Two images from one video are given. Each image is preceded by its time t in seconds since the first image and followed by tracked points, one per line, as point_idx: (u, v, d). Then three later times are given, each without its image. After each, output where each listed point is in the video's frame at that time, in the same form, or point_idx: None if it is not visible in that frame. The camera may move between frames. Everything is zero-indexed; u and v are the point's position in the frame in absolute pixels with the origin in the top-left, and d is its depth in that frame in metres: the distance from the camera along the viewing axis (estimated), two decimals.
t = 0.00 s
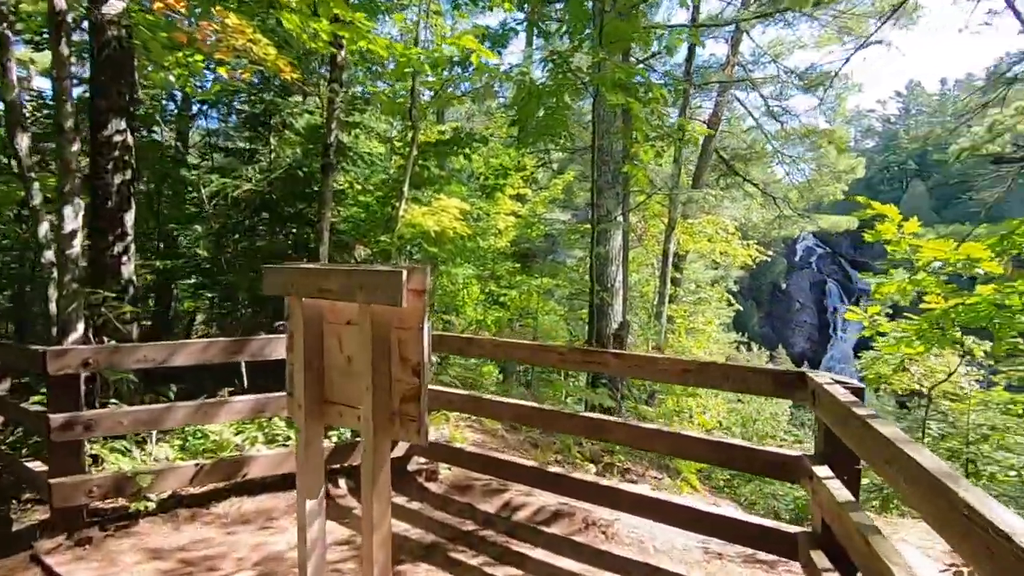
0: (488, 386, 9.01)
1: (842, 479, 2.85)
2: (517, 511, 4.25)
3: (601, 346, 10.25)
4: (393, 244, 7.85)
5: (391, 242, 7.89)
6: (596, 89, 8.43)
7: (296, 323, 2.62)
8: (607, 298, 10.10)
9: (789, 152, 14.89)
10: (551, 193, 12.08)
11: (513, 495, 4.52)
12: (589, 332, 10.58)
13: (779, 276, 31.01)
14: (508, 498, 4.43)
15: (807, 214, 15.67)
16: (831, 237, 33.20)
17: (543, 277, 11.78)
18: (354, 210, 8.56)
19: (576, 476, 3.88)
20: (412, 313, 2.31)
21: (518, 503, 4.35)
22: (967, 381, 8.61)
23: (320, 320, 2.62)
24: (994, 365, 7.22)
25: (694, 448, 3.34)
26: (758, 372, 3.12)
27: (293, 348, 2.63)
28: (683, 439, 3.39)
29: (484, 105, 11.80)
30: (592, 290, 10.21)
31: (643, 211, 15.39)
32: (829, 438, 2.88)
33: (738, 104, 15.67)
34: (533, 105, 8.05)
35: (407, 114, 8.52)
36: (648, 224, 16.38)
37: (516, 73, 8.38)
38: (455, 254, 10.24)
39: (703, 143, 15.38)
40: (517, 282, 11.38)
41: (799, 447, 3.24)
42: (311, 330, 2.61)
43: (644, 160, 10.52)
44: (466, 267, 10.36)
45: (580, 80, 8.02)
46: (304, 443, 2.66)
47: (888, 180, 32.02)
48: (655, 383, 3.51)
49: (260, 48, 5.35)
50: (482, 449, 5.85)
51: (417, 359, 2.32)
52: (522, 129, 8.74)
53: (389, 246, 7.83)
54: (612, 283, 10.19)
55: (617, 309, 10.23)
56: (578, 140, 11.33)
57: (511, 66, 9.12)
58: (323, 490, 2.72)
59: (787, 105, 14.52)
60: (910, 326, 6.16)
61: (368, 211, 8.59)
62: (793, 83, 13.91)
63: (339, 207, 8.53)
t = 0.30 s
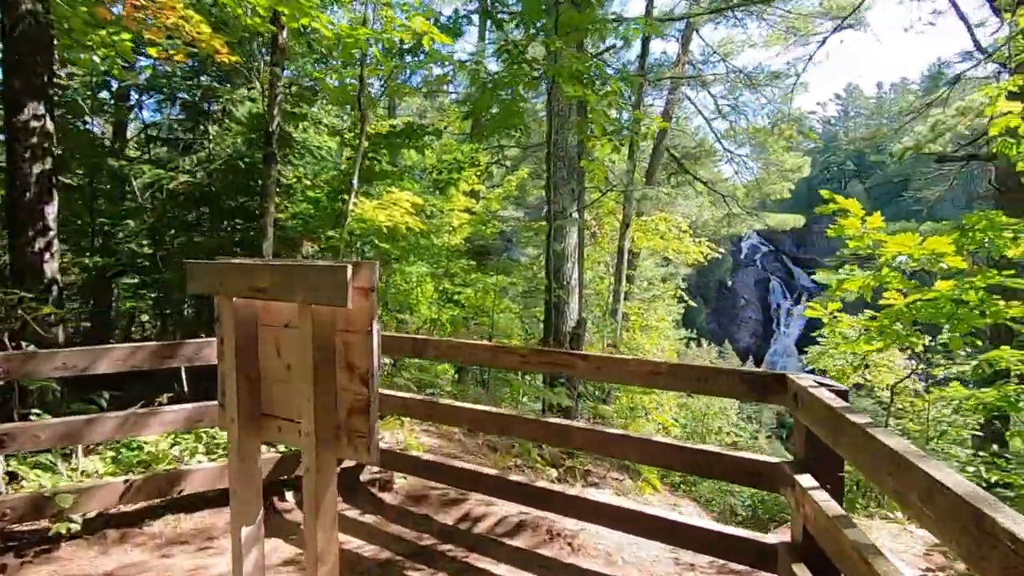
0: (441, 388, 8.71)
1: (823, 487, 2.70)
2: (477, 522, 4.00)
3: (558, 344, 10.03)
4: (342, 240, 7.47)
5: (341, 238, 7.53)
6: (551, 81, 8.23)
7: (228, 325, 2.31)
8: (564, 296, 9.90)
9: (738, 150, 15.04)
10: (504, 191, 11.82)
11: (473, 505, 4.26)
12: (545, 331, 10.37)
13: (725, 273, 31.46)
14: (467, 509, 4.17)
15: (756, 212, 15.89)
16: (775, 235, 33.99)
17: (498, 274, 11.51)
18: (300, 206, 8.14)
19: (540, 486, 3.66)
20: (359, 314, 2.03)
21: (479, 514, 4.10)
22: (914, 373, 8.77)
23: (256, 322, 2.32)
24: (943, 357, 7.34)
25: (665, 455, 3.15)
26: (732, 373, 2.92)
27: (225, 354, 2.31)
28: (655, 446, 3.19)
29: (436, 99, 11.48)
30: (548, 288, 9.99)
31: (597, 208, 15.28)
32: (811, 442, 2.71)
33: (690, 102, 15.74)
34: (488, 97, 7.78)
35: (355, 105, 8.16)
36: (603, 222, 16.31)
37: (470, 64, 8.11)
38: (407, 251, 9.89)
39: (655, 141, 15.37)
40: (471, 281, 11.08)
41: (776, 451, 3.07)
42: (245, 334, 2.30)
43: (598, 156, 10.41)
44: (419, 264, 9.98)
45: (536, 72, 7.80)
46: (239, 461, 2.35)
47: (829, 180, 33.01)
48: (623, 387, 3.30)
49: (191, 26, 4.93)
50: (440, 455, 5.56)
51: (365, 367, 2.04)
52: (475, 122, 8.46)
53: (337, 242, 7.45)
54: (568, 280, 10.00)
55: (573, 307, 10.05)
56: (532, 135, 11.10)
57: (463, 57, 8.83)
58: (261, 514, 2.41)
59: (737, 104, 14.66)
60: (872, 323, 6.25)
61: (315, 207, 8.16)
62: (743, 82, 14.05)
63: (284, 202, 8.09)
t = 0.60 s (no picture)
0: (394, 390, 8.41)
1: (803, 503, 2.54)
2: (433, 540, 3.74)
3: (516, 344, 9.78)
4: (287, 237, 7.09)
5: (288, 235, 7.15)
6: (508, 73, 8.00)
7: (136, 349, 2.15)
8: (521, 294, 9.65)
9: (692, 146, 15.12)
10: (459, 186, 11.54)
11: (428, 522, 3.99)
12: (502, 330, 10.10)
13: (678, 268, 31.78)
14: (422, 526, 3.90)
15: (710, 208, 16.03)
16: (724, 230, 34.61)
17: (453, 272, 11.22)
18: (243, 202, 7.73)
19: (503, 502, 3.39)
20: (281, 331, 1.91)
21: (434, 530, 3.84)
22: (865, 366, 8.90)
23: (169, 343, 2.17)
24: (895, 351, 7.43)
25: (636, 469, 2.94)
26: (705, 382, 2.77)
27: (134, 380, 2.15)
28: (623, 459, 2.98)
29: (387, 91, 11.12)
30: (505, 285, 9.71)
31: (554, 205, 15.13)
32: (790, 453, 2.55)
33: (645, 99, 15.75)
34: (441, 89, 7.50)
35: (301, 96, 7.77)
36: (559, 218, 16.17)
37: (423, 54, 7.83)
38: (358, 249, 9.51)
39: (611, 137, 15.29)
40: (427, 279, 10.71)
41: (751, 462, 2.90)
42: (156, 357, 2.15)
43: (554, 151, 10.27)
44: (371, 264, 9.61)
45: (491, 63, 7.55)
46: (152, 496, 2.17)
47: (779, 177, 33.78)
48: (586, 397, 3.09)
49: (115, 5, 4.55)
50: (393, 464, 5.26)
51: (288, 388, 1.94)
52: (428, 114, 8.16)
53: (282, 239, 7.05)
54: (525, 277, 9.75)
55: (531, 304, 9.82)
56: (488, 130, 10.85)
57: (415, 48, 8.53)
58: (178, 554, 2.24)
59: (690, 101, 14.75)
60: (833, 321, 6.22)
61: (263, 204, 7.71)
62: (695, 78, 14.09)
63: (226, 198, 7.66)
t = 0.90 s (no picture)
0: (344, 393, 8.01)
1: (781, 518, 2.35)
2: (379, 561, 3.41)
3: (475, 343, 9.42)
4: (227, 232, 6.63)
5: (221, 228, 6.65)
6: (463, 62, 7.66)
7: None
8: (479, 291, 9.31)
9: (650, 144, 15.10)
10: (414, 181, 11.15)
11: (374, 541, 3.66)
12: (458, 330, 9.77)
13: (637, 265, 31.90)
14: (367, 546, 3.57)
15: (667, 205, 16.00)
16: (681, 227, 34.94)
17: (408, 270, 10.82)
18: (180, 195, 7.21)
19: (453, 520, 3.07)
20: (163, 337, 1.61)
21: (380, 550, 3.52)
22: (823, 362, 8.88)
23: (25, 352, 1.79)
24: (852, 346, 7.38)
25: (599, 481, 2.70)
26: (677, 386, 2.53)
27: None
28: (584, 470, 2.73)
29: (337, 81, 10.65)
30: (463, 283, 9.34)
31: (512, 200, 14.85)
32: (766, 463, 2.34)
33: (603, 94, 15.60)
34: (392, 77, 7.13)
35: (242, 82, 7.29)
36: (518, 214, 15.89)
37: (373, 41, 7.44)
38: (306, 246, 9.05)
39: (570, 132, 15.09)
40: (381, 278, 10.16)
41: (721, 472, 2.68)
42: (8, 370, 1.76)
43: (511, 144, 9.97)
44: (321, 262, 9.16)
45: (445, 51, 7.20)
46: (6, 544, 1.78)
47: (734, 175, 34.23)
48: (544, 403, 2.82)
49: None
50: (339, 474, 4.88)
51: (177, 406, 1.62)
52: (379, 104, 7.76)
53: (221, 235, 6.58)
54: (484, 274, 9.41)
55: (490, 302, 9.49)
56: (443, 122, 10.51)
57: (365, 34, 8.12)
58: None
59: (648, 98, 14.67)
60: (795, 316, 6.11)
61: (195, 197, 7.12)
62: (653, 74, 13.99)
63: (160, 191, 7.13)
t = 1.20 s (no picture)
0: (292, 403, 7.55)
1: (758, 561, 2.04)
2: None
3: (432, 346, 9.07)
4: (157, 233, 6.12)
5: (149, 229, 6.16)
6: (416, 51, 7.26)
7: None
8: (436, 292, 8.94)
9: (613, 139, 14.98)
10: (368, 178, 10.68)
11: None
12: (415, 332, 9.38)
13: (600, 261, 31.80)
14: None
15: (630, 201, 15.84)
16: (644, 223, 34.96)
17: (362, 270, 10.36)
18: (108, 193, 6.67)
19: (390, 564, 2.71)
20: None
21: None
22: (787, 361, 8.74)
23: None
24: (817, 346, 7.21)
25: (555, 518, 2.37)
26: (640, 410, 2.23)
27: None
28: (541, 505, 2.40)
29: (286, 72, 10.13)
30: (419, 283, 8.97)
31: (473, 197, 14.46)
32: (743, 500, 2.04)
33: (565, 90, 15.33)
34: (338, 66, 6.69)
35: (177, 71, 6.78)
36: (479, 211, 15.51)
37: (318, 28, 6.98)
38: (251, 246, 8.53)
39: (531, 127, 14.77)
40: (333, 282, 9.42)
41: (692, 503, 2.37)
42: None
43: (469, 139, 9.59)
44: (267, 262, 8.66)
45: (396, 39, 6.79)
46: None
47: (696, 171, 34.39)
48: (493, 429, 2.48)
49: None
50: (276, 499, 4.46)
51: None
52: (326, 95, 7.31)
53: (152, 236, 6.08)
54: (441, 274, 9.04)
55: (447, 303, 9.13)
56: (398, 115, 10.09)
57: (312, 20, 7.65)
58: None
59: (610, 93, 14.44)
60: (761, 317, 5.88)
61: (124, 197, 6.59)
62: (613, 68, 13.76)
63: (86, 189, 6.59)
